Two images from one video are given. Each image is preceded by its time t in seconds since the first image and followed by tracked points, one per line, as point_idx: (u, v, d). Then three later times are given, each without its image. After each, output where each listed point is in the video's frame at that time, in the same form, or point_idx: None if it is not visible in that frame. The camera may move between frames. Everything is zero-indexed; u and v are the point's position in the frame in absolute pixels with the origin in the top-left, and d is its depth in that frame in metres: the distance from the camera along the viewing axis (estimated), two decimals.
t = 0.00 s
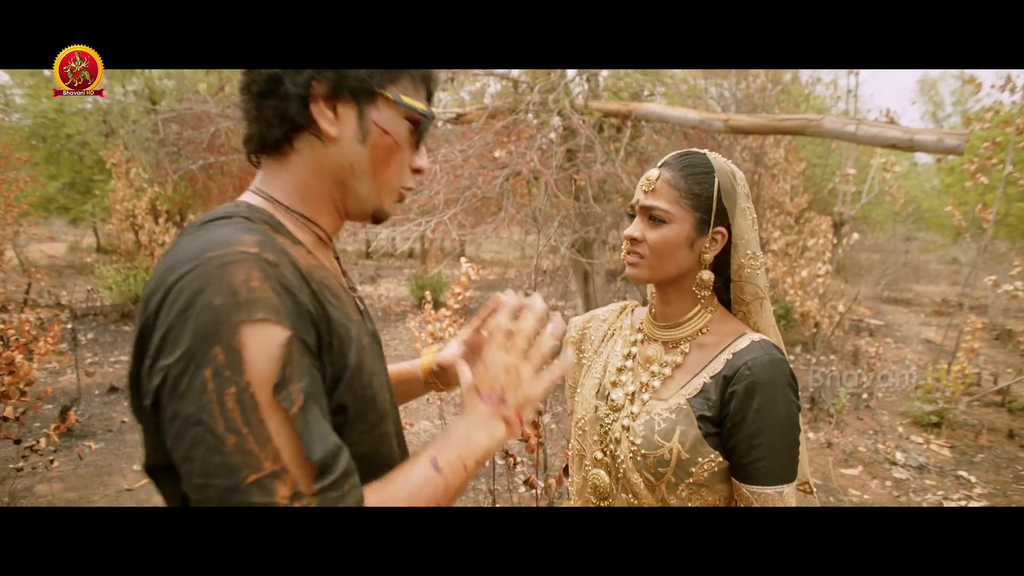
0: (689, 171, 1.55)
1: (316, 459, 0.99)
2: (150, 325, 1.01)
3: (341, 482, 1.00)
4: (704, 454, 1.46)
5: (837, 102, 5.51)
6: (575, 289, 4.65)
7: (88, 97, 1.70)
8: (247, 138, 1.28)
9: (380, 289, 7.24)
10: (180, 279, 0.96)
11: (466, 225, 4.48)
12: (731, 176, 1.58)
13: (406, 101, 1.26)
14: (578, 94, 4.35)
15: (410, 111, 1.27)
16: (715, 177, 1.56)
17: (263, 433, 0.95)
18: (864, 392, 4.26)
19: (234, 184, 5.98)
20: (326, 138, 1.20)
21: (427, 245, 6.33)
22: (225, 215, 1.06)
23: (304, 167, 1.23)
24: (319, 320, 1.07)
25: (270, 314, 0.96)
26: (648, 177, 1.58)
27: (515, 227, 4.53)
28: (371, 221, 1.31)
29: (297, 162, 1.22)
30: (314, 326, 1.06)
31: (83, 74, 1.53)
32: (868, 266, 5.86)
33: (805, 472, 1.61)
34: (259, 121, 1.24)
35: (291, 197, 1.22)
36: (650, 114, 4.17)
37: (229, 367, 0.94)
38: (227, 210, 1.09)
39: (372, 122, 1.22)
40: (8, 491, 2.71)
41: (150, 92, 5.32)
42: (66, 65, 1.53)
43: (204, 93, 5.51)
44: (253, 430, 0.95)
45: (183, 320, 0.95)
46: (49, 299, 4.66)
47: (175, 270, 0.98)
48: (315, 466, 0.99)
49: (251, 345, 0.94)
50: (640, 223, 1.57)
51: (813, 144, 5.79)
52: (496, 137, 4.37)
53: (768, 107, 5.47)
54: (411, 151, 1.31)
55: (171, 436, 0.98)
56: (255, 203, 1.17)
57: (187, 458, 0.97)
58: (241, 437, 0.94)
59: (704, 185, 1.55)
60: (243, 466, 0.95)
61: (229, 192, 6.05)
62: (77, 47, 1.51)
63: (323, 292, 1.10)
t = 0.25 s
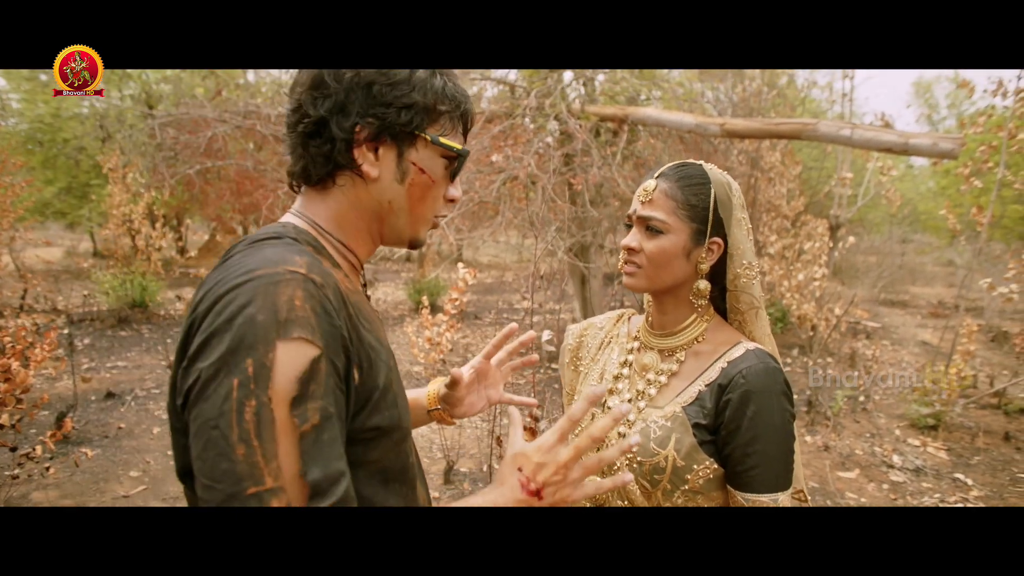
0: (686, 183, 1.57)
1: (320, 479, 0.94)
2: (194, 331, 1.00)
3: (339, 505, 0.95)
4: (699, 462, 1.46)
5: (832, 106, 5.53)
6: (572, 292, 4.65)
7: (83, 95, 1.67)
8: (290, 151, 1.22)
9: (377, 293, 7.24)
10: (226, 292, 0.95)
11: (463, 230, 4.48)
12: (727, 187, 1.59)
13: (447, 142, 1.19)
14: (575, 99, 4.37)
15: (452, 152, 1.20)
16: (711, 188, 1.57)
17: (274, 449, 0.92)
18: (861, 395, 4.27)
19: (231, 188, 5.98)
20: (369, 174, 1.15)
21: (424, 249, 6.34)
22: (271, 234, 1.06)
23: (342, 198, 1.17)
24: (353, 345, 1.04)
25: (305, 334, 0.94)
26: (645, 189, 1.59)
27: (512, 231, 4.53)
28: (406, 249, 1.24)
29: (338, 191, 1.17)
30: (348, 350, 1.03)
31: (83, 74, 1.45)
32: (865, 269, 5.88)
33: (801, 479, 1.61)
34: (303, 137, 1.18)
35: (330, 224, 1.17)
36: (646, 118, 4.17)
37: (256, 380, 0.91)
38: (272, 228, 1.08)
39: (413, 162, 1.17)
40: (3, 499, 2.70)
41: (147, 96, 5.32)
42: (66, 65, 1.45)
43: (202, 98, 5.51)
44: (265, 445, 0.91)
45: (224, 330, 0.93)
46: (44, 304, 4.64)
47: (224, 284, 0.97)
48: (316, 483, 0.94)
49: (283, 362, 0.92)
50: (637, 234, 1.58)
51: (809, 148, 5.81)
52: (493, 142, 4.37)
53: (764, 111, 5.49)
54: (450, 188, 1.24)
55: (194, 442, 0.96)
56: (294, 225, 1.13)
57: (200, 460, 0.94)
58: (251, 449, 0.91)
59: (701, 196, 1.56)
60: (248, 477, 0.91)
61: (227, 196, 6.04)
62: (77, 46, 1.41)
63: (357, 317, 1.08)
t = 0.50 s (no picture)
0: (678, 189, 1.58)
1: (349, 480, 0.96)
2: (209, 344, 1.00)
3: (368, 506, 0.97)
4: (693, 462, 1.47)
5: (825, 105, 5.56)
6: (568, 293, 4.67)
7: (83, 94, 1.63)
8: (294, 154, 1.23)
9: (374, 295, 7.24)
10: (243, 304, 0.95)
11: (459, 231, 4.48)
12: (719, 192, 1.60)
13: (449, 145, 1.20)
14: (569, 100, 4.37)
15: (454, 155, 1.21)
16: (703, 193, 1.59)
17: (299, 456, 0.92)
18: (856, 392, 4.29)
19: (226, 192, 5.97)
20: (371, 176, 1.16)
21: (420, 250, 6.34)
22: (280, 245, 1.06)
23: (347, 201, 1.18)
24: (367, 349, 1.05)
25: (323, 344, 0.95)
26: (638, 194, 1.61)
27: (508, 232, 4.54)
28: (407, 252, 1.24)
29: (342, 193, 1.18)
30: (364, 355, 1.04)
31: (83, 74, 1.38)
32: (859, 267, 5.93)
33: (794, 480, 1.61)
34: (308, 140, 1.19)
35: (336, 227, 1.17)
36: (641, 119, 4.17)
37: (277, 391, 0.91)
38: (281, 238, 1.09)
39: (415, 164, 1.18)
40: None
41: (141, 100, 5.30)
42: (65, 65, 1.38)
43: (196, 102, 5.50)
44: (290, 453, 0.92)
45: (242, 343, 0.93)
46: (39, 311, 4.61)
47: (241, 297, 0.97)
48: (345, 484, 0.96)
49: (303, 373, 0.93)
50: (632, 239, 1.60)
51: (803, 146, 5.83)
52: (488, 144, 4.37)
53: (758, 110, 5.51)
54: (450, 191, 1.25)
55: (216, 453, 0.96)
56: (300, 231, 1.14)
57: (225, 471, 0.94)
58: (277, 458, 0.91)
59: (693, 202, 1.58)
60: (277, 485, 0.92)
61: (222, 200, 6.04)
62: (77, 46, 1.33)
63: (370, 322, 1.08)
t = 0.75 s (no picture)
0: (675, 195, 1.60)
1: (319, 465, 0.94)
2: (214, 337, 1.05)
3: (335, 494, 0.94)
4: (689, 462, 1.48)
5: (821, 108, 5.60)
6: (567, 296, 4.69)
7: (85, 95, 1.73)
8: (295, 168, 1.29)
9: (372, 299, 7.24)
10: (236, 297, 0.99)
11: (457, 234, 4.50)
12: (715, 199, 1.62)
13: (428, 153, 1.20)
14: (566, 104, 4.39)
15: (434, 164, 1.21)
16: (699, 200, 1.61)
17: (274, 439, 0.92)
18: (853, 394, 4.32)
19: (224, 197, 5.98)
20: (349, 186, 1.18)
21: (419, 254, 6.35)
22: (283, 242, 1.10)
23: (334, 210, 1.21)
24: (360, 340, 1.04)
25: (304, 330, 0.95)
26: (636, 201, 1.63)
27: (506, 235, 4.55)
28: (397, 261, 1.25)
29: (330, 203, 1.21)
30: (354, 346, 1.03)
31: (83, 74, 1.49)
32: (856, 268, 5.96)
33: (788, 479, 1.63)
34: (302, 154, 1.24)
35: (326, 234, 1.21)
36: (638, 123, 4.20)
37: (257, 376, 0.93)
38: (285, 237, 1.13)
39: (393, 174, 1.19)
40: None
41: (138, 105, 5.31)
42: (66, 64, 1.48)
43: (194, 106, 5.51)
44: (267, 436, 0.92)
45: (232, 331, 0.96)
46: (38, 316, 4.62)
47: (238, 289, 1.01)
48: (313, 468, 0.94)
49: (281, 358, 0.93)
50: (629, 245, 1.61)
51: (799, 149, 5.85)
52: (485, 147, 4.39)
53: (754, 112, 5.54)
54: (438, 201, 1.24)
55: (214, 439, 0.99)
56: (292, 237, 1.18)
57: (216, 455, 0.97)
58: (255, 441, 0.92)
59: (689, 208, 1.59)
60: (252, 467, 0.93)
61: (220, 205, 6.05)
62: (77, 46, 1.43)
63: (365, 315, 1.08)
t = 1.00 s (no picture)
0: (668, 201, 1.63)
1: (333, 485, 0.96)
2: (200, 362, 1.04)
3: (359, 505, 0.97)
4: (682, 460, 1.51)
5: (812, 110, 5.64)
6: (561, 298, 4.71)
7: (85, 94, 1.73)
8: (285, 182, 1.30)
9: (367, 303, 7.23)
10: (222, 319, 0.99)
11: (452, 238, 4.51)
12: (705, 203, 1.65)
13: (421, 145, 1.21)
14: (559, 108, 4.42)
15: (429, 154, 1.22)
16: (690, 204, 1.63)
17: (282, 460, 0.94)
18: (846, 394, 4.36)
19: (218, 201, 5.97)
20: (346, 190, 1.19)
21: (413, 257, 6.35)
22: (264, 261, 1.10)
23: (332, 217, 1.22)
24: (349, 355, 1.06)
25: (297, 351, 0.96)
26: (629, 207, 1.65)
27: (500, 239, 4.57)
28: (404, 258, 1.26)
29: (326, 210, 1.22)
30: (344, 362, 1.05)
31: (83, 74, 1.50)
32: (848, 269, 6.00)
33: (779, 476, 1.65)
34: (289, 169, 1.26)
35: (324, 243, 1.22)
36: (630, 126, 4.22)
37: (256, 400, 0.94)
38: (269, 254, 1.13)
39: (388, 171, 1.19)
40: None
41: (130, 110, 5.29)
42: (66, 65, 1.49)
43: (187, 111, 5.49)
44: (274, 458, 0.94)
45: (222, 356, 0.96)
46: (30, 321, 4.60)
47: (223, 313, 1.01)
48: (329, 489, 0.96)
49: (278, 380, 0.94)
50: (623, 249, 1.64)
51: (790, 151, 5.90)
52: (479, 151, 4.40)
53: (746, 115, 5.58)
54: (439, 191, 1.25)
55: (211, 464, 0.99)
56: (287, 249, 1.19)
57: (218, 480, 0.97)
58: (262, 463, 0.93)
59: (682, 213, 1.62)
60: (264, 490, 0.94)
61: (214, 209, 6.03)
62: (77, 46, 1.44)
63: (352, 330, 1.10)
